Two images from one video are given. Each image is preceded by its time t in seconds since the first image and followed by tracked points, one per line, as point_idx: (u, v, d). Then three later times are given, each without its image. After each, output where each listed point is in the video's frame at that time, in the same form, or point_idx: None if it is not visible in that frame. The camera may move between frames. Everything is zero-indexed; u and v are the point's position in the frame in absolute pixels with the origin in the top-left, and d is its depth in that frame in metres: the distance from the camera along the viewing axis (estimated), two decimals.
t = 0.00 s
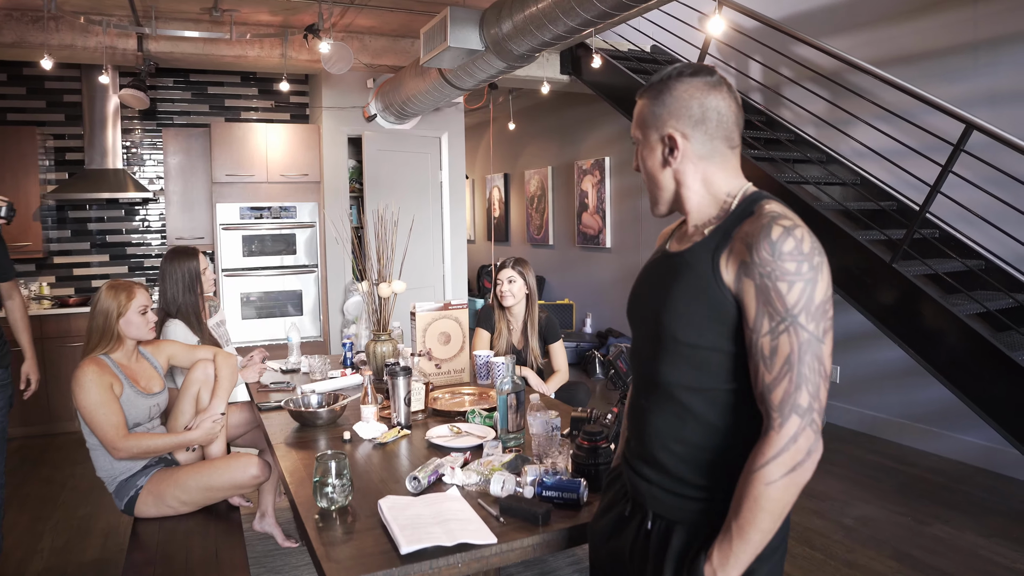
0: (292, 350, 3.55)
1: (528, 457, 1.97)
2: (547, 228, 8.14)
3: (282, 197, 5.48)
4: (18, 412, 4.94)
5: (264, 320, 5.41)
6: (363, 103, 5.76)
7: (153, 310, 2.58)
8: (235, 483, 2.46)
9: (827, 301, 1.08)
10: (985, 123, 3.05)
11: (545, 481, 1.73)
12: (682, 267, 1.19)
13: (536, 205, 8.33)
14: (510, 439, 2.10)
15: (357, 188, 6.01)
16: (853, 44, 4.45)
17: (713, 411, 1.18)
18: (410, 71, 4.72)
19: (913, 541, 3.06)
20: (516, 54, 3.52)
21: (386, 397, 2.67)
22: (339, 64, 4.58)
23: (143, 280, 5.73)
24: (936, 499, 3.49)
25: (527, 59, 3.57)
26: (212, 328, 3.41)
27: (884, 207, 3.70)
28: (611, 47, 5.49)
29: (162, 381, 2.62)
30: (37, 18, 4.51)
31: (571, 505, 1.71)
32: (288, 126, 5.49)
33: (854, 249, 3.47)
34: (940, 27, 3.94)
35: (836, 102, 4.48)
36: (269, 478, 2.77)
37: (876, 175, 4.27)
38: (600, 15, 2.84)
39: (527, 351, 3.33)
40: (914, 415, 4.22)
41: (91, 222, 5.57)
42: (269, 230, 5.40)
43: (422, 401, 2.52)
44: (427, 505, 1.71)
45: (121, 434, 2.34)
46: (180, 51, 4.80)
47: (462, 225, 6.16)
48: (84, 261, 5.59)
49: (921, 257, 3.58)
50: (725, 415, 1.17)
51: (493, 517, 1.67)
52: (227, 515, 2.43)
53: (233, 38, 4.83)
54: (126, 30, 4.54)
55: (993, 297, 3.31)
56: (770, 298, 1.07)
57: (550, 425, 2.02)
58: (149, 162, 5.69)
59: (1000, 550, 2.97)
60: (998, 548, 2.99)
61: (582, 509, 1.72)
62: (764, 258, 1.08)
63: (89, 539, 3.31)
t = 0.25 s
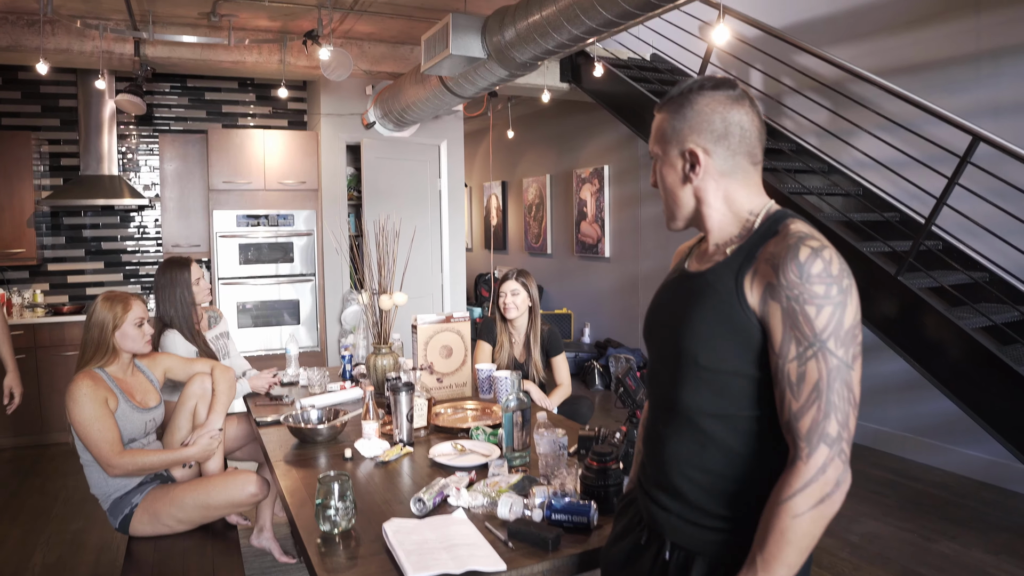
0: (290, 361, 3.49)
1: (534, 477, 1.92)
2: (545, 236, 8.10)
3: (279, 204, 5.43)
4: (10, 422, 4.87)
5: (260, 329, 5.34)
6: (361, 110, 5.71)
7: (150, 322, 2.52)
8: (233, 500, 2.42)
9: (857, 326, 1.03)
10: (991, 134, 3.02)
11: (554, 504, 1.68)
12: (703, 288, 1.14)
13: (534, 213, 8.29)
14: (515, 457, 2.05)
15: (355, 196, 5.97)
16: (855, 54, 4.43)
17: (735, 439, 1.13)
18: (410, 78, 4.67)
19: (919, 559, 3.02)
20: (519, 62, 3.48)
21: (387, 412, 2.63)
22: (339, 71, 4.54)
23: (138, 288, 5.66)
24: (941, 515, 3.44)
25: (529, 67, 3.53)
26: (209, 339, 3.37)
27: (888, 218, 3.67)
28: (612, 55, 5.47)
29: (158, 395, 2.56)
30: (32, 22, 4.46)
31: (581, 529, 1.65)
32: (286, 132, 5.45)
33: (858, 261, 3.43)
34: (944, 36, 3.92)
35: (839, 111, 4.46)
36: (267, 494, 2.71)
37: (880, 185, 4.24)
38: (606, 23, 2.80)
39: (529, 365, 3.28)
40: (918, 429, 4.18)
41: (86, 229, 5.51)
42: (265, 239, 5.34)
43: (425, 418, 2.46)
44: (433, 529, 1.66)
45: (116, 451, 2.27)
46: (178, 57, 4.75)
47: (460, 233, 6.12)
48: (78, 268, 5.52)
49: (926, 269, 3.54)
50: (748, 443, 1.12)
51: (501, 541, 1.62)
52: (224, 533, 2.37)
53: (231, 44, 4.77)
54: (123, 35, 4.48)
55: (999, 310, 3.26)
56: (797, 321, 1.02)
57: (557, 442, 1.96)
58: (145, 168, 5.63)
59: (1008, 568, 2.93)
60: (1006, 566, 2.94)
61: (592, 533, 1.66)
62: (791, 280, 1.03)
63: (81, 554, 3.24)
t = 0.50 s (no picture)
0: (290, 384, 3.46)
1: (541, 508, 1.89)
2: (546, 257, 8.09)
3: (281, 225, 5.42)
4: (5, 442, 4.82)
5: (260, 350, 5.31)
6: (364, 131, 5.72)
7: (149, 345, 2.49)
8: (231, 528, 2.36)
9: (878, 362, 1.00)
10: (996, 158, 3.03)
11: (562, 535, 1.63)
12: (720, 321, 1.12)
13: (535, 235, 8.29)
14: (521, 486, 2.03)
15: (357, 217, 5.96)
16: (859, 77, 4.45)
17: (751, 476, 1.10)
18: (413, 100, 4.68)
19: None
20: (523, 84, 3.49)
21: (389, 439, 2.60)
22: (343, 92, 4.55)
23: (137, 308, 5.63)
24: (949, 542, 3.39)
25: (534, 90, 3.54)
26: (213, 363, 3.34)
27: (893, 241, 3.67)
28: (615, 78, 5.50)
29: (157, 419, 2.52)
30: (37, 42, 4.48)
31: (588, 562, 1.61)
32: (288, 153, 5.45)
33: (863, 284, 3.41)
34: (947, 60, 3.94)
35: (842, 134, 4.47)
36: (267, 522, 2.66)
37: (884, 208, 4.24)
38: (611, 47, 2.80)
39: (531, 390, 3.25)
40: (925, 454, 4.14)
41: (86, 247, 5.49)
42: (266, 260, 5.33)
43: (428, 444, 2.43)
44: (437, 562, 1.62)
45: (114, 476, 2.23)
46: (181, 77, 4.77)
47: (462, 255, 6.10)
48: (77, 287, 5.50)
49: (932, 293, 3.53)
50: (766, 480, 1.09)
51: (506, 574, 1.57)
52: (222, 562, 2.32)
53: (235, 65, 4.79)
54: (127, 55, 4.50)
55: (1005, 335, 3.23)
56: (817, 357, 1.00)
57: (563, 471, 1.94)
58: (146, 187, 5.63)
59: None
60: None
61: (599, 566, 1.61)
62: (811, 315, 1.01)
63: None
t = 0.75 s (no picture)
0: (289, 397, 3.44)
1: (541, 527, 1.86)
2: (547, 271, 8.08)
3: (282, 236, 5.42)
4: None
5: (258, 362, 5.28)
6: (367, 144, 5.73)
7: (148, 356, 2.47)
8: (228, 542, 2.34)
9: (888, 387, 0.99)
10: (999, 178, 3.03)
11: (562, 554, 1.59)
12: (727, 343, 1.11)
13: (536, 249, 8.29)
14: (521, 503, 2.01)
15: (358, 229, 5.96)
16: (862, 95, 4.48)
17: (757, 501, 1.08)
18: (416, 113, 4.70)
19: None
20: (526, 99, 3.50)
21: (388, 454, 2.57)
22: (346, 104, 4.56)
23: (136, 318, 5.62)
24: (951, 562, 3.36)
25: (537, 105, 3.55)
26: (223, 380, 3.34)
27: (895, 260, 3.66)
28: (617, 93, 5.52)
29: (154, 431, 2.50)
30: (40, 50, 4.49)
31: None
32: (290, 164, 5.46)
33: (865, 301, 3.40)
34: (949, 79, 3.96)
35: (844, 152, 4.49)
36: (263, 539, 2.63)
37: (886, 226, 4.25)
38: (616, 63, 2.81)
39: (531, 405, 3.23)
40: (926, 473, 4.12)
41: (86, 256, 5.48)
42: (267, 271, 5.32)
43: (427, 460, 2.41)
44: None
45: (110, 488, 2.21)
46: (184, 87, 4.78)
47: (463, 268, 6.09)
48: (76, 296, 5.48)
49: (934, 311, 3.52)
50: (772, 505, 1.08)
51: None
52: None
53: (238, 77, 4.81)
54: (130, 65, 4.51)
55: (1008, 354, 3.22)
56: (826, 381, 0.99)
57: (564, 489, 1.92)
58: (147, 197, 5.63)
59: None
60: None
61: None
62: (819, 339, 0.99)
63: None
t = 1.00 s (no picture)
0: (286, 400, 3.43)
1: (538, 531, 1.85)
2: (544, 274, 8.08)
3: (278, 239, 5.40)
4: None
5: (254, 364, 5.26)
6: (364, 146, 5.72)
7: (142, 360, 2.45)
8: (223, 547, 2.33)
9: (891, 389, 0.98)
10: (997, 181, 3.03)
11: (559, 559, 1.58)
12: (726, 346, 1.10)
13: (533, 251, 8.29)
14: (517, 507, 2.00)
15: (355, 231, 5.95)
16: (859, 98, 4.48)
17: (759, 506, 1.08)
18: (413, 116, 4.69)
19: None
20: (523, 102, 3.49)
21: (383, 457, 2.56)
22: (342, 106, 4.55)
23: (132, 320, 5.59)
24: (948, 565, 3.36)
25: (534, 108, 3.55)
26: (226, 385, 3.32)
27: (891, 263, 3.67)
28: (614, 96, 5.52)
29: (149, 435, 2.48)
30: (36, 52, 4.47)
31: None
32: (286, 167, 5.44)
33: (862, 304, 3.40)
34: (946, 82, 3.97)
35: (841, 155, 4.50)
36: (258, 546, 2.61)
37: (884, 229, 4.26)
38: (613, 66, 2.81)
39: (528, 408, 3.22)
40: (923, 475, 4.12)
41: (81, 259, 5.45)
42: (263, 273, 5.31)
43: (423, 464, 2.39)
44: None
45: (104, 493, 2.19)
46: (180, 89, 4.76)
47: (460, 270, 6.08)
48: (71, 299, 5.46)
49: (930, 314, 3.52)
50: (775, 510, 1.07)
51: None
52: None
53: (234, 79, 4.79)
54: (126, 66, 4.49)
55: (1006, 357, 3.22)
56: (830, 384, 0.98)
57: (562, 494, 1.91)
58: (143, 199, 5.61)
59: None
60: None
61: None
62: (823, 341, 0.99)
63: None
